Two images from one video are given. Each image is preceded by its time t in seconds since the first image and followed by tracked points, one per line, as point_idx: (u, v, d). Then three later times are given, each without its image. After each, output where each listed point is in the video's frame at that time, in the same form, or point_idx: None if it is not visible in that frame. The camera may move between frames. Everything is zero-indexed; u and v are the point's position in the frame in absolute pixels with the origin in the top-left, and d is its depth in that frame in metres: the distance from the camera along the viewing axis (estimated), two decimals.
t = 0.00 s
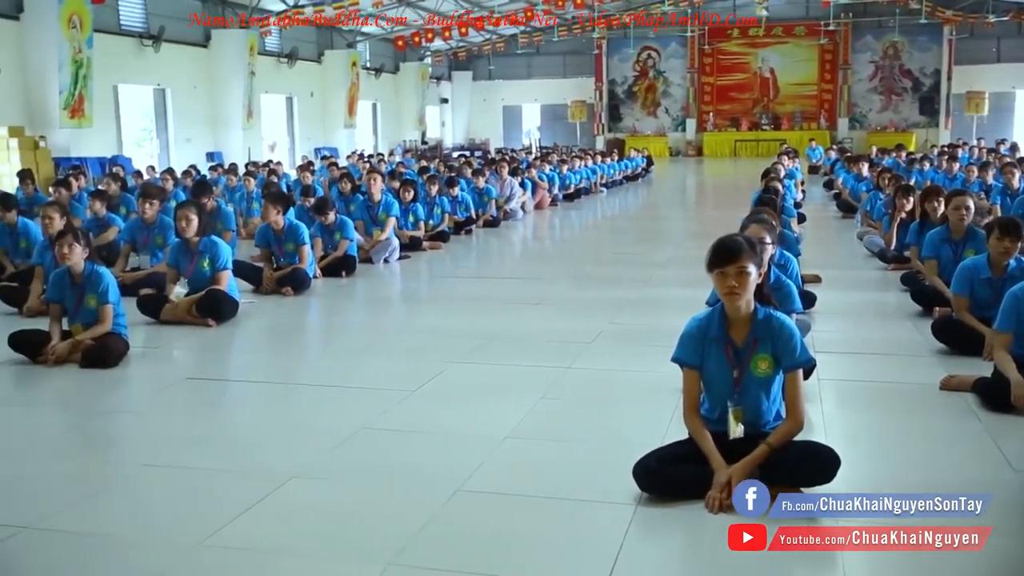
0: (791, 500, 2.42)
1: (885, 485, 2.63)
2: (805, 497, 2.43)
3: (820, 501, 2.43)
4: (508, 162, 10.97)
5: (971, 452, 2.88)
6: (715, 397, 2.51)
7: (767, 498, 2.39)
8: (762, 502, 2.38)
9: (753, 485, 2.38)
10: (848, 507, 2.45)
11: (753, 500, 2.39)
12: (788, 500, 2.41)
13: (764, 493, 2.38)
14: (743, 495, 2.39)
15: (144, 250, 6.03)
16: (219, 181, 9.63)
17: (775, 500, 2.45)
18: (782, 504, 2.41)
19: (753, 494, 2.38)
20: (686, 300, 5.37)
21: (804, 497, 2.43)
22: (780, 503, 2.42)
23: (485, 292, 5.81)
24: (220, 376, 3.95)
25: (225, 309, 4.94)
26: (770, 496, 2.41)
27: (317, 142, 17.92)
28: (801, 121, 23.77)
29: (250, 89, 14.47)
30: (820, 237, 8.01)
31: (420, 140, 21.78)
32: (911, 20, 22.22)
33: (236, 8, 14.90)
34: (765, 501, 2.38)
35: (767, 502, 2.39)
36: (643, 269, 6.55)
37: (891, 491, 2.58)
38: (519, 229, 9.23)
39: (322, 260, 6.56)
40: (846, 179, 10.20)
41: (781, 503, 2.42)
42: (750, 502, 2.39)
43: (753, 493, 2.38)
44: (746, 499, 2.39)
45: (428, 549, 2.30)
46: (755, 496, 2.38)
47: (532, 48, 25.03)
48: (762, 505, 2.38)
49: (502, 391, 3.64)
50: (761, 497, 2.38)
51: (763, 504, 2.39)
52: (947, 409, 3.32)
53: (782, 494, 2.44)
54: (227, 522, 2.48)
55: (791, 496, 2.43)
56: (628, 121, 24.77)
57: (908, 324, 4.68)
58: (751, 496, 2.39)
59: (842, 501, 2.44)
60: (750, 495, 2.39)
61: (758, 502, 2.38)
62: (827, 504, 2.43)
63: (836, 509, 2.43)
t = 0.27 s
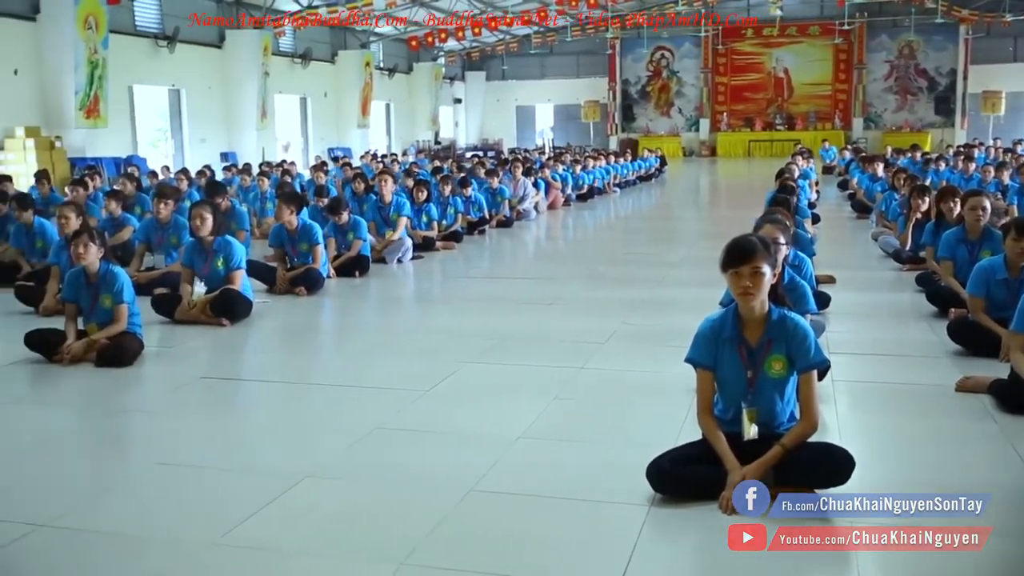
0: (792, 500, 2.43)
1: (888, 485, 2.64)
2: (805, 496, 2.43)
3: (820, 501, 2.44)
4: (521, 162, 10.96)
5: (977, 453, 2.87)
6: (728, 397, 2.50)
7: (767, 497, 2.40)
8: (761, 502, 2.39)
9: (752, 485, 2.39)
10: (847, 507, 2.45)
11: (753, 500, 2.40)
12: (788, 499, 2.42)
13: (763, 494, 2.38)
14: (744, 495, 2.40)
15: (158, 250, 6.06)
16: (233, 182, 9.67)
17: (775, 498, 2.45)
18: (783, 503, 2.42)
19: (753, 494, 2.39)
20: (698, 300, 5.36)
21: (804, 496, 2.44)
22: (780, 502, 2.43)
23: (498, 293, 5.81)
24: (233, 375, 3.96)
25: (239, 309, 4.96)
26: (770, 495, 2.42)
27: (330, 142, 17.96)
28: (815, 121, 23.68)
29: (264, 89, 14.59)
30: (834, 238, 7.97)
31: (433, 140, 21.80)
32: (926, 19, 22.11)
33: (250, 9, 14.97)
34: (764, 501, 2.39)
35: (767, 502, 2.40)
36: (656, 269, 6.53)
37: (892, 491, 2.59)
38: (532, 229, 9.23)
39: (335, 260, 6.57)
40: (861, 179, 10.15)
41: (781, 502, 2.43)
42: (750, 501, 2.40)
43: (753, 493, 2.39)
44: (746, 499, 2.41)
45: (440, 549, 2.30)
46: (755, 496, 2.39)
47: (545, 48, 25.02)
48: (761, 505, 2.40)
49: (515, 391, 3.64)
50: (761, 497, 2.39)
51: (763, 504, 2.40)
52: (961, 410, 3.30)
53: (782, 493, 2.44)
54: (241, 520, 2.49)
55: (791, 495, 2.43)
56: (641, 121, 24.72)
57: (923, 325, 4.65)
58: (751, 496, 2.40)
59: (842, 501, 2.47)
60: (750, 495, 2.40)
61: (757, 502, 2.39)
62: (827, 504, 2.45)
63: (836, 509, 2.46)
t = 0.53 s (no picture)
0: (791, 500, 2.43)
1: (894, 486, 2.63)
2: (805, 496, 2.43)
3: (820, 501, 2.44)
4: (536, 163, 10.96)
5: (981, 453, 2.87)
6: (744, 399, 2.49)
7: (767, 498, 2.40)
8: (760, 503, 2.40)
9: (753, 486, 2.39)
10: (846, 507, 2.45)
11: (752, 500, 2.40)
12: (788, 500, 2.42)
13: (763, 494, 2.38)
14: (743, 495, 2.41)
15: (174, 250, 6.09)
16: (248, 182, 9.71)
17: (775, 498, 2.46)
18: (782, 504, 2.42)
19: (753, 495, 2.39)
20: (714, 301, 5.34)
21: (804, 497, 2.43)
22: (780, 502, 2.43)
23: (513, 293, 5.80)
24: (249, 374, 3.97)
25: (254, 308, 4.97)
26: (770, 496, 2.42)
27: (346, 142, 18.01)
28: (832, 121, 23.58)
29: (280, 89, 14.67)
30: (851, 239, 7.93)
31: (448, 140, 21.82)
32: (945, 18, 21.99)
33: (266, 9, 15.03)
34: (764, 501, 2.39)
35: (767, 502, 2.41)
36: (671, 270, 6.52)
37: (897, 492, 2.59)
38: (547, 229, 9.23)
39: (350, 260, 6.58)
40: (877, 179, 10.10)
41: (781, 502, 2.43)
42: (750, 501, 2.41)
43: (753, 493, 2.39)
44: (745, 499, 2.41)
45: (455, 549, 2.30)
46: (755, 496, 2.39)
47: (560, 48, 25.01)
48: (761, 506, 2.40)
49: (530, 392, 3.64)
50: (760, 498, 2.39)
51: (762, 505, 2.40)
52: (976, 412, 3.28)
53: (783, 493, 2.45)
54: (256, 519, 2.50)
55: (791, 495, 2.43)
56: (656, 121, 24.66)
57: (940, 326, 4.62)
58: (751, 496, 2.40)
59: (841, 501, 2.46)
60: (750, 495, 2.40)
61: (756, 502, 2.40)
62: (827, 504, 2.43)
63: (836, 509, 2.44)
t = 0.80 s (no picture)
0: (793, 500, 2.42)
1: (908, 488, 2.62)
2: (806, 496, 2.43)
3: (820, 501, 2.43)
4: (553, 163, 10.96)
5: (992, 454, 2.86)
6: (762, 400, 2.47)
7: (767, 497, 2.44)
8: (760, 504, 2.44)
9: (752, 486, 2.44)
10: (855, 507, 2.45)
11: (752, 500, 2.45)
12: (789, 500, 2.41)
13: (762, 495, 2.42)
14: (744, 495, 2.46)
15: (193, 249, 6.13)
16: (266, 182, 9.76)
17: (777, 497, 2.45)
18: (782, 504, 2.41)
19: (753, 494, 2.44)
20: (731, 302, 5.31)
21: (805, 496, 2.44)
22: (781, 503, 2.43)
23: (530, 293, 5.80)
24: (267, 374, 3.99)
25: (272, 308, 4.99)
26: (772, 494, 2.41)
27: (362, 142, 18.06)
28: (850, 121, 23.45)
29: (297, 90, 14.73)
30: (869, 240, 7.89)
31: (465, 140, 21.85)
32: (965, 17, 21.83)
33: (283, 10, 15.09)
34: (764, 502, 2.43)
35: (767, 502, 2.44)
36: (688, 270, 6.49)
37: (908, 494, 2.58)
38: (563, 229, 9.23)
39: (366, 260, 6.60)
40: (896, 180, 10.04)
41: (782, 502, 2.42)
42: (749, 500, 2.46)
43: (753, 493, 2.44)
44: (746, 498, 2.46)
45: (471, 549, 2.30)
46: (755, 496, 2.44)
47: (577, 48, 24.99)
48: (761, 506, 2.43)
49: (546, 392, 3.64)
50: (760, 498, 2.43)
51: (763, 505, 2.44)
52: (994, 414, 3.25)
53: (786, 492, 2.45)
54: (273, 518, 2.51)
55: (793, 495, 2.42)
56: (673, 121, 24.56)
57: (960, 328, 4.58)
58: (750, 496, 2.45)
59: (842, 500, 2.44)
60: (750, 494, 2.45)
61: (757, 502, 2.44)
62: (827, 503, 2.43)
63: (837, 508, 2.43)
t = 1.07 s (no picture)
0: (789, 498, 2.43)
1: (923, 490, 2.61)
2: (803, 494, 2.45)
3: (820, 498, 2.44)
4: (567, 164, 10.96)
5: (1004, 457, 2.84)
6: (777, 401, 2.46)
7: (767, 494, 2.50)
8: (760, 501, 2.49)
9: (752, 487, 2.48)
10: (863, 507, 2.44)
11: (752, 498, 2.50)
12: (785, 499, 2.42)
13: (762, 494, 2.48)
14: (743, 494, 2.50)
15: (208, 249, 6.16)
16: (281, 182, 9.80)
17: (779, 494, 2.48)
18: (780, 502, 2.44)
19: (752, 494, 2.49)
20: (746, 303, 5.30)
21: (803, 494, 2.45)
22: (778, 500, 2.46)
23: (544, 293, 5.80)
24: (281, 373, 4.00)
25: (286, 308, 5.01)
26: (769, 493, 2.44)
27: (377, 142, 18.11)
28: (866, 121, 23.34)
29: (312, 90, 14.80)
30: (884, 240, 7.84)
31: (479, 140, 21.90)
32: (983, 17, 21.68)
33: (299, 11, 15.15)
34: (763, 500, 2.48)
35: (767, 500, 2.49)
36: (702, 271, 6.48)
37: (923, 495, 2.57)
38: (577, 230, 9.23)
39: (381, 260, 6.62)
40: (912, 181, 9.98)
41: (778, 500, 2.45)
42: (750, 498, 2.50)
43: (752, 492, 2.49)
44: (746, 496, 2.50)
45: (485, 549, 2.30)
46: (754, 495, 2.49)
47: (591, 48, 24.98)
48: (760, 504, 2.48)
49: (560, 392, 3.64)
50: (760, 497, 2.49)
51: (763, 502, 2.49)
52: (1011, 416, 3.23)
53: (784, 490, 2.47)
54: (288, 517, 2.52)
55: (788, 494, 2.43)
56: (688, 122, 24.50)
57: (978, 329, 4.55)
58: (750, 494, 2.50)
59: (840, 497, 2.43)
60: (750, 494, 2.50)
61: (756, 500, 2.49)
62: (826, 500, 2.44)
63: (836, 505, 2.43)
